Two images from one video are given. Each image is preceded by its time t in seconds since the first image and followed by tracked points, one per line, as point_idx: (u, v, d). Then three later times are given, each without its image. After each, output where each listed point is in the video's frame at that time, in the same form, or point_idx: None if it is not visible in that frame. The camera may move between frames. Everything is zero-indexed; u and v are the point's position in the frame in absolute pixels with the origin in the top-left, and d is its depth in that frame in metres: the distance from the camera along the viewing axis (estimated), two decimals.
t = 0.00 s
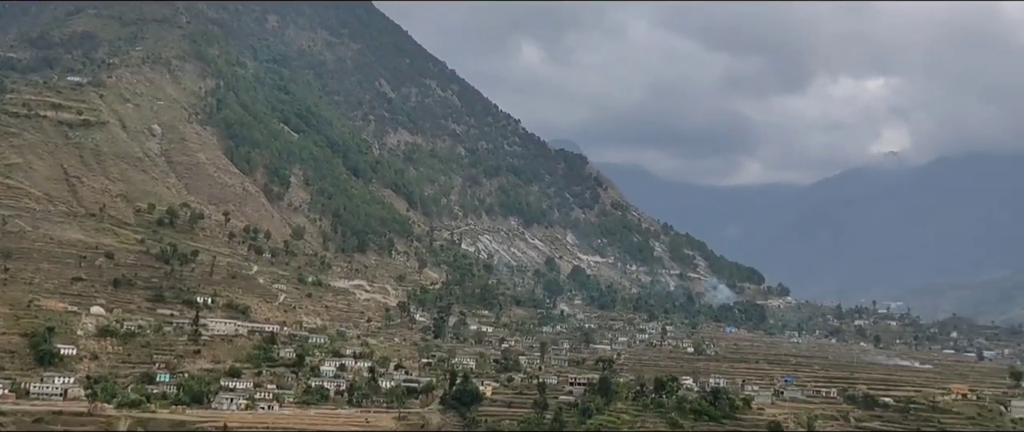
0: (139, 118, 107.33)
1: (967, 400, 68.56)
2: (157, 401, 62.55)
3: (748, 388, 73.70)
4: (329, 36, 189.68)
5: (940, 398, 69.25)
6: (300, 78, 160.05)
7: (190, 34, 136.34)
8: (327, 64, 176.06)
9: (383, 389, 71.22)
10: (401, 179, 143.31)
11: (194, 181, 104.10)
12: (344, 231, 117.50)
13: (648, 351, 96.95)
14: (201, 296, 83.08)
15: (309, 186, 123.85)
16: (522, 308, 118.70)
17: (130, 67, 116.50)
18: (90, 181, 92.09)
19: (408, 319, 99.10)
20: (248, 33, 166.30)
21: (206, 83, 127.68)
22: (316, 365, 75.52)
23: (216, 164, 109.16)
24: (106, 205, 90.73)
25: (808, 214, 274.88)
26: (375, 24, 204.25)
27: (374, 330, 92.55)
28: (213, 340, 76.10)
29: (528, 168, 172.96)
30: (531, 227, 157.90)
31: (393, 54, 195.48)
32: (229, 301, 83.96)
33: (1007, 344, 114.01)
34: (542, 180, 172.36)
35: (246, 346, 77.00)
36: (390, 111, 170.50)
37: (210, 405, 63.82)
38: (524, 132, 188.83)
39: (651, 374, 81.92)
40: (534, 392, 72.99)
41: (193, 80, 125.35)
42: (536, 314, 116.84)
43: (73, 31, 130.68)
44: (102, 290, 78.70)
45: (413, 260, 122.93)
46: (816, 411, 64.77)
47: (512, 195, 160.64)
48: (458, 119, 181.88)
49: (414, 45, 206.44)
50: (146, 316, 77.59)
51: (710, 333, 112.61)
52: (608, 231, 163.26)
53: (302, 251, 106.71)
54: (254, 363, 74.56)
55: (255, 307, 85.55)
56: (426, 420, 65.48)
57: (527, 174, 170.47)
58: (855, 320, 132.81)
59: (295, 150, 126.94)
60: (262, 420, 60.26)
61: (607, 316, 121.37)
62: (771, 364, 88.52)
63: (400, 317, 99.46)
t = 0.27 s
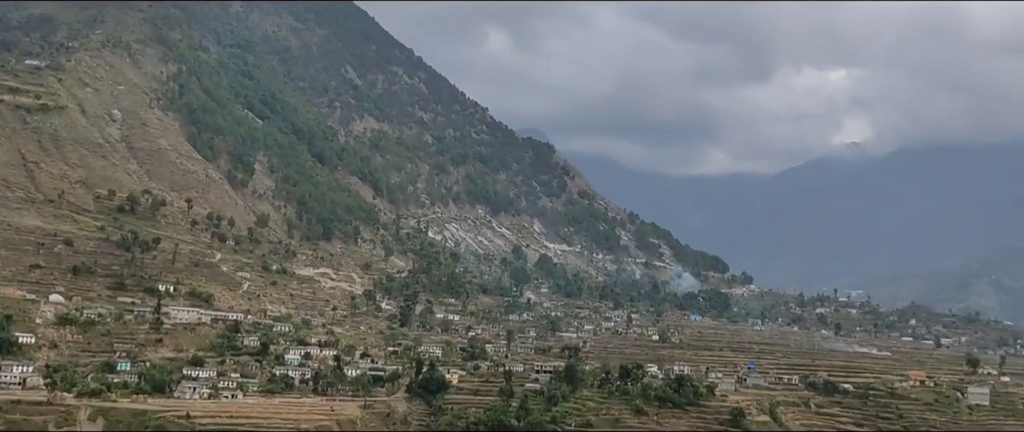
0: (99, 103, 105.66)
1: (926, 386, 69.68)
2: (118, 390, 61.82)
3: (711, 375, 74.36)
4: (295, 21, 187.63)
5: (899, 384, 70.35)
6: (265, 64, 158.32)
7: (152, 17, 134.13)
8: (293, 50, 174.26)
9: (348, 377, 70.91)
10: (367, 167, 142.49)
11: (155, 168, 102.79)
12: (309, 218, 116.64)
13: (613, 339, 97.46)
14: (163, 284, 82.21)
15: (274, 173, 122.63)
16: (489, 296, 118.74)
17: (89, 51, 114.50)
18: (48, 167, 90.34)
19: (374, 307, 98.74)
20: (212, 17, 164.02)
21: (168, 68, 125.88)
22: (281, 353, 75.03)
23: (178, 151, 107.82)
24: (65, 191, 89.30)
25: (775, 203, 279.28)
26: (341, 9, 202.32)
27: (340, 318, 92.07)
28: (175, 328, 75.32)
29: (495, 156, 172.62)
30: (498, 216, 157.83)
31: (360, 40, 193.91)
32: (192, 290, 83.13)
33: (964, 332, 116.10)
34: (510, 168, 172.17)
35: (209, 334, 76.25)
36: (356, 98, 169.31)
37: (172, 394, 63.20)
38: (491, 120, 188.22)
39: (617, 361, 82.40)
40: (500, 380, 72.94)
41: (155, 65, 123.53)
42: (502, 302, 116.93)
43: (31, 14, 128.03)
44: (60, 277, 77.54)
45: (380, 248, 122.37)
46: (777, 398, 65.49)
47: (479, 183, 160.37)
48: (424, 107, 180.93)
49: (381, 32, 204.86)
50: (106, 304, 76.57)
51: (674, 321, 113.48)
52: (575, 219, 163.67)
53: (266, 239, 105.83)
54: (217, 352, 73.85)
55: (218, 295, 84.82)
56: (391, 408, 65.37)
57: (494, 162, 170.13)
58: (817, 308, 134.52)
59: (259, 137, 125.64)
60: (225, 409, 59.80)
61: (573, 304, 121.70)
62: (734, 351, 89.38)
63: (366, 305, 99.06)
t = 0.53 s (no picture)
0: (51, 84, 103.41)
1: (878, 369, 70.99)
2: (71, 376, 60.96)
3: (669, 360, 75.09)
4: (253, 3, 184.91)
5: (852, 368, 71.61)
6: (222, 46, 156.00)
7: None
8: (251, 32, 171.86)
9: (308, 363, 70.52)
10: (327, 152, 141.38)
11: (109, 151, 101.04)
12: (268, 204, 115.52)
13: (573, 324, 97.98)
14: (117, 270, 81.04)
15: (231, 158, 121.12)
16: (450, 282, 118.61)
17: (40, 31, 111.89)
18: None
19: (334, 293, 98.20)
20: None
21: (122, 49, 123.50)
22: (239, 339, 74.39)
23: (133, 134, 106.06)
24: (15, 174, 87.38)
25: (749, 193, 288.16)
26: None
27: (299, 304, 91.45)
28: (130, 314, 74.30)
29: (456, 141, 172.07)
30: (459, 202, 157.52)
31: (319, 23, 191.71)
32: (147, 275, 82.05)
33: (916, 317, 118.41)
34: (471, 153, 171.80)
35: (165, 320, 75.36)
36: (316, 82, 167.60)
37: (127, 380, 62.40)
38: (452, 105, 187.40)
39: (577, 346, 82.89)
40: (461, 365, 72.96)
41: (108, 46, 121.13)
42: (463, 288, 116.91)
43: None
44: (10, 262, 76.03)
45: (340, 233, 121.58)
46: (734, 382, 66.35)
47: (440, 168, 159.85)
48: (385, 92, 179.58)
49: (341, 14, 202.77)
50: (58, 289, 75.29)
51: (634, 306, 114.31)
52: (536, 205, 163.97)
53: (223, 224, 104.66)
54: (173, 338, 72.97)
55: (174, 280, 83.81)
56: (351, 394, 65.22)
57: (456, 148, 169.57)
58: (774, 293, 136.32)
59: (217, 120, 123.94)
60: (182, 396, 59.15)
61: (534, 289, 121.98)
62: (692, 336, 90.29)
63: (325, 291, 98.50)
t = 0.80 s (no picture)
0: (7, 67, 101.28)
1: (838, 357, 71.91)
2: (28, 365, 60.16)
3: (633, 348, 75.50)
4: None
5: (812, 356, 72.44)
6: (184, 31, 153.76)
7: None
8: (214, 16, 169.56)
9: (271, 352, 69.99)
10: (291, 139, 140.24)
11: (68, 136, 99.36)
12: (231, 191, 114.34)
13: (539, 312, 98.18)
14: (76, 257, 79.84)
15: (193, 144, 119.58)
16: (416, 270, 118.33)
17: None
18: None
19: (298, 281, 97.55)
20: None
21: (81, 32, 121.28)
22: (201, 328, 73.66)
23: (92, 119, 104.36)
24: None
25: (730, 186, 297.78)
26: None
27: (262, 292, 90.76)
28: (89, 302, 73.30)
29: (422, 130, 171.34)
30: (425, 190, 156.99)
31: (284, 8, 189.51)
32: (107, 262, 80.95)
33: (875, 306, 120.24)
34: (437, 142, 171.22)
35: (126, 308, 74.43)
36: (280, 68, 165.83)
37: (86, 369, 61.60)
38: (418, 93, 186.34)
39: (542, 335, 83.13)
40: (426, 354, 72.77)
41: (67, 29, 118.90)
42: (429, 276, 116.69)
43: None
44: None
45: (304, 221, 120.73)
46: (697, 370, 66.81)
47: (406, 156, 159.17)
48: (351, 79, 178.25)
49: None
50: (14, 277, 74.07)
51: (599, 295, 114.93)
52: (502, 194, 163.99)
53: (185, 212, 103.52)
54: (134, 326, 72.10)
55: (134, 268, 82.79)
56: (316, 383, 64.77)
57: (422, 136, 168.91)
58: (737, 282, 137.69)
59: (178, 106, 122.29)
60: (142, 385, 58.35)
61: (499, 278, 122.05)
62: (656, 324, 90.90)
63: (290, 279, 97.81)
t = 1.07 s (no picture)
0: None
1: (802, 348, 72.65)
2: None
3: (602, 339, 75.81)
4: None
5: (777, 347, 73.10)
6: (149, 17, 151.51)
7: None
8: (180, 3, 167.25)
9: (238, 343, 69.40)
10: (259, 128, 139.01)
11: (29, 123, 97.69)
12: (197, 180, 113.15)
13: (508, 303, 98.29)
14: (38, 246, 78.56)
15: (158, 132, 118.15)
16: (385, 261, 117.92)
17: None
18: None
19: (265, 271, 96.85)
20: None
21: (43, 18, 119.11)
22: (165, 319, 72.90)
23: (54, 106, 102.66)
24: None
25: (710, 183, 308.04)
26: None
27: (229, 282, 90.03)
28: (51, 292, 72.25)
29: (391, 120, 170.44)
30: (394, 180, 156.32)
31: None
32: (69, 252, 79.80)
33: (839, 297, 121.85)
34: (407, 132, 170.50)
35: (88, 298, 73.45)
36: (247, 56, 163.96)
37: (48, 360, 60.85)
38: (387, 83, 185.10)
39: (511, 326, 83.24)
40: (395, 344, 72.48)
41: (28, 14, 116.70)
42: (398, 267, 116.41)
43: None
44: None
45: (272, 212, 119.79)
46: (664, 361, 67.19)
47: (375, 146, 158.35)
48: (320, 68, 176.80)
49: None
50: None
51: (568, 286, 115.39)
52: (472, 185, 163.83)
53: (150, 201, 102.38)
54: (97, 317, 71.15)
55: (97, 258, 81.74)
56: (283, 374, 64.28)
57: (391, 126, 168.14)
58: (704, 273, 138.76)
59: (143, 93, 120.65)
60: (105, 376, 57.67)
61: (469, 269, 121.88)
62: (624, 316, 91.31)
63: (257, 269, 97.06)
